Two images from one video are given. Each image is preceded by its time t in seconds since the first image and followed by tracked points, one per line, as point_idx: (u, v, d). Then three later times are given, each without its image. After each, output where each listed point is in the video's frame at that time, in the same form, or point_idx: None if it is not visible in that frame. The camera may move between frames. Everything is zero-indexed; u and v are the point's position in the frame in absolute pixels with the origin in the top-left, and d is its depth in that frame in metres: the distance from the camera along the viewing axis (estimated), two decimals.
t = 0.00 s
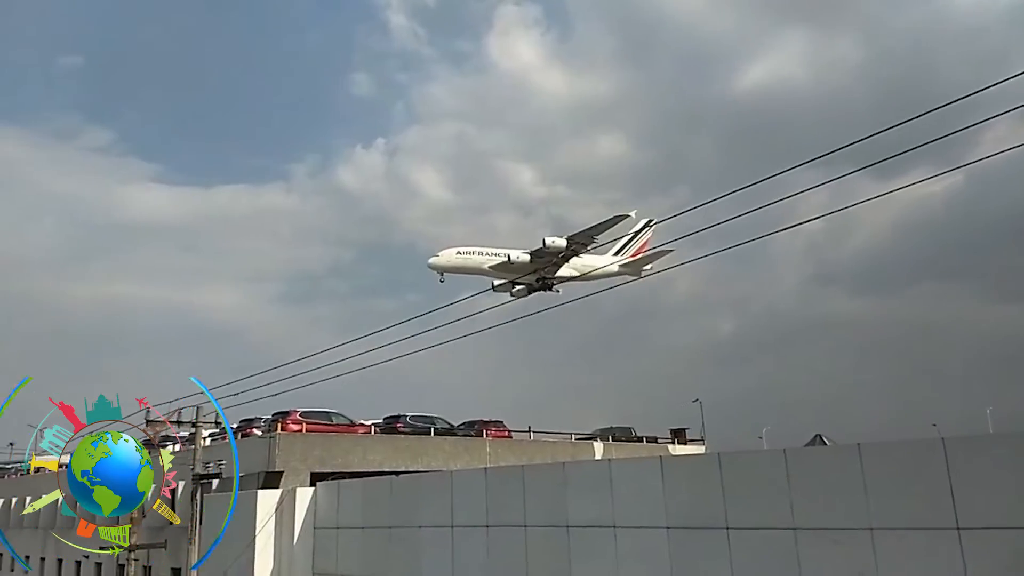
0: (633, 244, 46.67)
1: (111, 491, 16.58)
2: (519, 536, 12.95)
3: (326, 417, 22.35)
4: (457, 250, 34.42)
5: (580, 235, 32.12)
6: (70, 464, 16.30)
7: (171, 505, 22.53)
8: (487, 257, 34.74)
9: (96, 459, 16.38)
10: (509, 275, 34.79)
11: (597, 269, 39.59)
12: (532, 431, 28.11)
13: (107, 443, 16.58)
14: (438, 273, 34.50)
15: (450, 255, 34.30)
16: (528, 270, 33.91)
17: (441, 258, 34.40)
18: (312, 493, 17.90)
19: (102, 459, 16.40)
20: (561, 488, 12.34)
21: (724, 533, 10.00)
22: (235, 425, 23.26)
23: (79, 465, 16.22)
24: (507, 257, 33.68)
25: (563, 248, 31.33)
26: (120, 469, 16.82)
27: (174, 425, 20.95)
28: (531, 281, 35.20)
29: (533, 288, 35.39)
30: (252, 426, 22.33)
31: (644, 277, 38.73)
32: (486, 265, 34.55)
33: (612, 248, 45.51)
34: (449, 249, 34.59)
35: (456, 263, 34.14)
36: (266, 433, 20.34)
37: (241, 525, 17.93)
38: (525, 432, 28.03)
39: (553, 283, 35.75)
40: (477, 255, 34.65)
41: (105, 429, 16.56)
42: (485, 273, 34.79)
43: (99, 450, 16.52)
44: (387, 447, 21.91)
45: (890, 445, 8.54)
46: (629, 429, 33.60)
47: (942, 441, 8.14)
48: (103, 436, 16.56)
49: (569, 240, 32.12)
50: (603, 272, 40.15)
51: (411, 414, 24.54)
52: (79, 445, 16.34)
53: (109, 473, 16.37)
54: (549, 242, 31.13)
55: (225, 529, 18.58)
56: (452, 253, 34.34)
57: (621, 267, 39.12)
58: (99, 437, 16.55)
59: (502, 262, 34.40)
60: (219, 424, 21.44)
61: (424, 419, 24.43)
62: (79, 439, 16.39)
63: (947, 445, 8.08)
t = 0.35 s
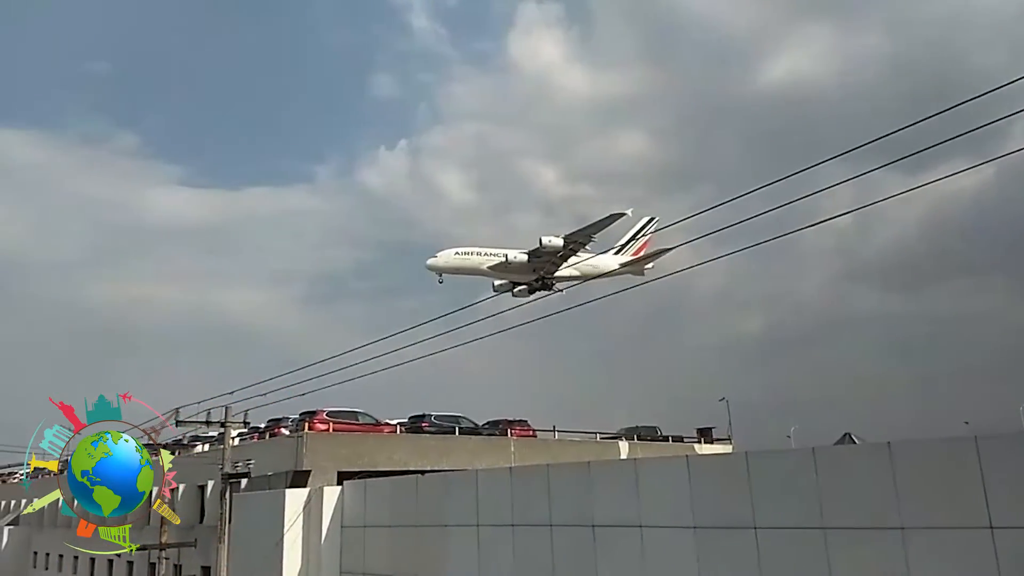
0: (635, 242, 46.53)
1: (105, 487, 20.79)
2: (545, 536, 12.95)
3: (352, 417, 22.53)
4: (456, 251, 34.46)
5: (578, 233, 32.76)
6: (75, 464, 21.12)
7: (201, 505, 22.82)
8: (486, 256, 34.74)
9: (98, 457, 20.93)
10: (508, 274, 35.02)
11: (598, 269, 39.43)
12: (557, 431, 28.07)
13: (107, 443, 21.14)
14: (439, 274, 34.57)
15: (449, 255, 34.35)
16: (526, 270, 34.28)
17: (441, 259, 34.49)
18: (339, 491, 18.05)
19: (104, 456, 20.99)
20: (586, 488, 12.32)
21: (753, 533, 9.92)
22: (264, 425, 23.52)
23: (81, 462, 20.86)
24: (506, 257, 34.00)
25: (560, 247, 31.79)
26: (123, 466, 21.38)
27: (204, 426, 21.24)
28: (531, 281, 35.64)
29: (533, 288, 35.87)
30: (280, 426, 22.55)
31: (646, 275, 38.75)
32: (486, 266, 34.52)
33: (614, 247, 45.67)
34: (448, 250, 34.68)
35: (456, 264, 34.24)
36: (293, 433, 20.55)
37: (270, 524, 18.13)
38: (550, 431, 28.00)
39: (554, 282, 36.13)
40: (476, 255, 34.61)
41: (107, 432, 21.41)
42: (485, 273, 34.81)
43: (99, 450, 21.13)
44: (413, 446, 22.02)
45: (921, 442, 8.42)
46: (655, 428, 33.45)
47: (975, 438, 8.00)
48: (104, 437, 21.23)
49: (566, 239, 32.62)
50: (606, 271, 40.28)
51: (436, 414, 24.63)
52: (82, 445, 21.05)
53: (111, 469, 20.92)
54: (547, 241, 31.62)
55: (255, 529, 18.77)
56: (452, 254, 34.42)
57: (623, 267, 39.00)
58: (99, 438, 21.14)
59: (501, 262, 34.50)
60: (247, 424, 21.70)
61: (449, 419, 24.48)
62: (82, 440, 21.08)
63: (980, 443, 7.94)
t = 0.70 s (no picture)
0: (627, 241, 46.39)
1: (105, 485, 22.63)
2: (563, 534, 12.94)
3: (369, 415, 22.63)
4: (447, 251, 34.54)
5: (568, 232, 32.78)
6: (76, 463, 22.86)
7: (221, 504, 23.03)
8: (477, 256, 34.75)
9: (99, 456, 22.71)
10: (499, 275, 35.12)
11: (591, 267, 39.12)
12: (574, 429, 28.07)
13: (107, 443, 22.85)
14: (429, 274, 34.61)
15: (439, 255, 34.45)
16: (520, 269, 34.52)
17: (432, 259, 34.57)
18: (357, 490, 18.14)
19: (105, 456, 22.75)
20: (603, 487, 12.31)
21: (772, 532, 9.87)
22: (282, 424, 23.67)
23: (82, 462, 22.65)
24: (497, 257, 34.19)
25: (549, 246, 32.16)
26: (122, 464, 23.09)
27: (223, 426, 21.41)
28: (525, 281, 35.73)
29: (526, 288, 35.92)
30: (298, 425, 22.69)
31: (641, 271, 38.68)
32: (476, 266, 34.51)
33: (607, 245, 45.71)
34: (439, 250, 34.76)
35: (446, 263, 34.31)
36: (311, 432, 20.67)
37: (289, 522, 18.26)
38: (567, 429, 27.99)
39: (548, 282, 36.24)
40: (467, 254, 34.64)
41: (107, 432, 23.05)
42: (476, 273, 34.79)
43: (100, 449, 22.84)
44: (430, 445, 22.09)
45: (942, 440, 8.33)
46: (672, 426, 33.34)
47: (996, 434, 7.91)
48: (105, 437, 22.90)
49: (557, 238, 32.84)
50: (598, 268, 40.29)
51: (453, 412, 24.66)
52: (83, 445, 22.78)
53: (112, 469, 22.72)
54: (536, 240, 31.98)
55: (275, 527, 18.90)
56: (442, 253, 34.49)
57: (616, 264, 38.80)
58: (100, 439, 22.80)
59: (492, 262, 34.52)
60: (266, 424, 21.86)
61: (466, 417, 24.50)
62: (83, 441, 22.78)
63: (1002, 440, 7.84)
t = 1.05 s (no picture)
0: (627, 239, 46.16)
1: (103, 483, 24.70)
2: (588, 533, 12.92)
3: (394, 415, 22.75)
4: (445, 252, 34.51)
5: (563, 232, 32.77)
6: (77, 463, 24.81)
7: (249, 503, 23.29)
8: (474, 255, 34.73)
9: (98, 456, 24.61)
10: (496, 274, 35.18)
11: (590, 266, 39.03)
12: (598, 428, 28.00)
13: (107, 443, 24.63)
14: (427, 274, 34.55)
15: (438, 255, 34.35)
16: (516, 269, 34.70)
17: (430, 259, 34.50)
18: (382, 489, 18.25)
19: (103, 456, 24.61)
20: (628, 486, 12.28)
21: (799, 530, 9.78)
22: (309, 423, 23.87)
23: (82, 461, 24.55)
24: (494, 257, 34.22)
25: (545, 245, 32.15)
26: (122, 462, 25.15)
27: (250, 425, 21.65)
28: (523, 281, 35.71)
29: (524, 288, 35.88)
30: (324, 424, 22.88)
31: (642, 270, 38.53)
32: (474, 266, 34.46)
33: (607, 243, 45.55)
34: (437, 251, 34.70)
35: (444, 264, 34.25)
36: (337, 431, 20.84)
37: (315, 521, 18.42)
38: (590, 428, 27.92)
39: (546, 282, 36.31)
40: (466, 255, 34.58)
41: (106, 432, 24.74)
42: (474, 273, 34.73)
43: (99, 449, 24.63)
44: (454, 444, 22.17)
45: (973, 435, 8.20)
46: (697, 425, 33.13)
47: None
48: (104, 438, 24.64)
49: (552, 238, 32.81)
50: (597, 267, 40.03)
51: (476, 411, 24.69)
52: (82, 445, 24.55)
53: (110, 469, 24.75)
54: (532, 240, 31.98)
55: (302, 525, 19.06)
56: (440, 254, 34.43)
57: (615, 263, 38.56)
58: (99, 439, 24.53)
59: (489, 263, 34.53)
60: (292, 423, 22.06)
61: (490, 416, 24.52)
62: (83, 441, 24.49)
63: None
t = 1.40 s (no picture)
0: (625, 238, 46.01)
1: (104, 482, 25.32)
2: (611, 532, 12.89)
3: (415, 413, 22.84)
4: (441, 253, 34.66)
5: (559, 232, 32.75)
6: (77, 463, 25.66)
7: (273, 501, 23.50)
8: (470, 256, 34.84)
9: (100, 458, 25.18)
10: (493, 275, 35.17)
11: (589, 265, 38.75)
12: (619, 426, 27.94)
13: (107, 444, 25.64)
14: (423, 276, 34.67)
15: (433, 256, 34.58)
16: (513, 269, 34.60)
17: (426, 260, 34.65)
18: (405, 487, 18.34)
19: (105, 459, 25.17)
20: (651, 484, 12.24)
21: (824, 529, 9.70)
22: (331, 422, 24.02)
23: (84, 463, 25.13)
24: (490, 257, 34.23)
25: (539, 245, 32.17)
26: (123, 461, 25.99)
27: (274, 425, 21.85)
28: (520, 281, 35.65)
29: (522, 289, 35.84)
30: (346, 423, 23.05)
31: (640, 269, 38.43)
32: (470, 266, 34.52)
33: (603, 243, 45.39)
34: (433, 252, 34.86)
35: (439, 264, 34.33)
36: (360, 430, 20.96)
37: (339, 519, 18.54)
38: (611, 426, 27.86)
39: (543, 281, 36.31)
40: (462, 255, 34.61)
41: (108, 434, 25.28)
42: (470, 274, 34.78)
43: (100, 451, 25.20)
44: (475, 442, 22.22)
45: (1000, 430, 8.10)
46: (719, 423, 32.94)
47: None
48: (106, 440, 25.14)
49: (546, 237, 32.78)
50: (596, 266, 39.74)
51: (497, 410, 24.71)
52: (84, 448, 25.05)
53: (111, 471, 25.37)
54: (527, 240, 32.01)
55: (326, 522, 19.19)
56: (436, 254, 34.57)
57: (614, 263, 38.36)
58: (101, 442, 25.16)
59: (485, 263, 34.56)
60: (315, 423, 22.24)
61: (511, 415, 24.54)
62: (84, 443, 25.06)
63: None
